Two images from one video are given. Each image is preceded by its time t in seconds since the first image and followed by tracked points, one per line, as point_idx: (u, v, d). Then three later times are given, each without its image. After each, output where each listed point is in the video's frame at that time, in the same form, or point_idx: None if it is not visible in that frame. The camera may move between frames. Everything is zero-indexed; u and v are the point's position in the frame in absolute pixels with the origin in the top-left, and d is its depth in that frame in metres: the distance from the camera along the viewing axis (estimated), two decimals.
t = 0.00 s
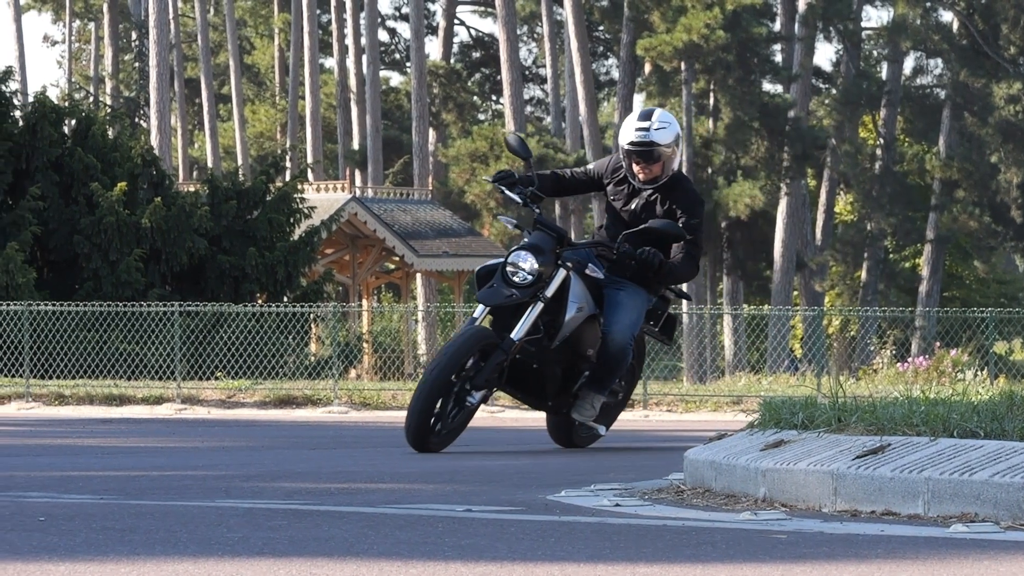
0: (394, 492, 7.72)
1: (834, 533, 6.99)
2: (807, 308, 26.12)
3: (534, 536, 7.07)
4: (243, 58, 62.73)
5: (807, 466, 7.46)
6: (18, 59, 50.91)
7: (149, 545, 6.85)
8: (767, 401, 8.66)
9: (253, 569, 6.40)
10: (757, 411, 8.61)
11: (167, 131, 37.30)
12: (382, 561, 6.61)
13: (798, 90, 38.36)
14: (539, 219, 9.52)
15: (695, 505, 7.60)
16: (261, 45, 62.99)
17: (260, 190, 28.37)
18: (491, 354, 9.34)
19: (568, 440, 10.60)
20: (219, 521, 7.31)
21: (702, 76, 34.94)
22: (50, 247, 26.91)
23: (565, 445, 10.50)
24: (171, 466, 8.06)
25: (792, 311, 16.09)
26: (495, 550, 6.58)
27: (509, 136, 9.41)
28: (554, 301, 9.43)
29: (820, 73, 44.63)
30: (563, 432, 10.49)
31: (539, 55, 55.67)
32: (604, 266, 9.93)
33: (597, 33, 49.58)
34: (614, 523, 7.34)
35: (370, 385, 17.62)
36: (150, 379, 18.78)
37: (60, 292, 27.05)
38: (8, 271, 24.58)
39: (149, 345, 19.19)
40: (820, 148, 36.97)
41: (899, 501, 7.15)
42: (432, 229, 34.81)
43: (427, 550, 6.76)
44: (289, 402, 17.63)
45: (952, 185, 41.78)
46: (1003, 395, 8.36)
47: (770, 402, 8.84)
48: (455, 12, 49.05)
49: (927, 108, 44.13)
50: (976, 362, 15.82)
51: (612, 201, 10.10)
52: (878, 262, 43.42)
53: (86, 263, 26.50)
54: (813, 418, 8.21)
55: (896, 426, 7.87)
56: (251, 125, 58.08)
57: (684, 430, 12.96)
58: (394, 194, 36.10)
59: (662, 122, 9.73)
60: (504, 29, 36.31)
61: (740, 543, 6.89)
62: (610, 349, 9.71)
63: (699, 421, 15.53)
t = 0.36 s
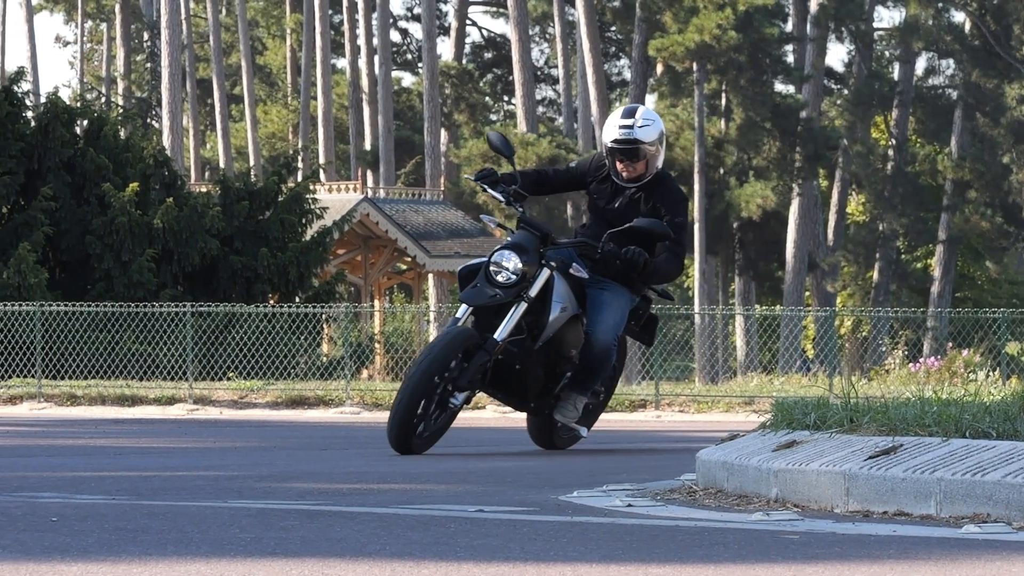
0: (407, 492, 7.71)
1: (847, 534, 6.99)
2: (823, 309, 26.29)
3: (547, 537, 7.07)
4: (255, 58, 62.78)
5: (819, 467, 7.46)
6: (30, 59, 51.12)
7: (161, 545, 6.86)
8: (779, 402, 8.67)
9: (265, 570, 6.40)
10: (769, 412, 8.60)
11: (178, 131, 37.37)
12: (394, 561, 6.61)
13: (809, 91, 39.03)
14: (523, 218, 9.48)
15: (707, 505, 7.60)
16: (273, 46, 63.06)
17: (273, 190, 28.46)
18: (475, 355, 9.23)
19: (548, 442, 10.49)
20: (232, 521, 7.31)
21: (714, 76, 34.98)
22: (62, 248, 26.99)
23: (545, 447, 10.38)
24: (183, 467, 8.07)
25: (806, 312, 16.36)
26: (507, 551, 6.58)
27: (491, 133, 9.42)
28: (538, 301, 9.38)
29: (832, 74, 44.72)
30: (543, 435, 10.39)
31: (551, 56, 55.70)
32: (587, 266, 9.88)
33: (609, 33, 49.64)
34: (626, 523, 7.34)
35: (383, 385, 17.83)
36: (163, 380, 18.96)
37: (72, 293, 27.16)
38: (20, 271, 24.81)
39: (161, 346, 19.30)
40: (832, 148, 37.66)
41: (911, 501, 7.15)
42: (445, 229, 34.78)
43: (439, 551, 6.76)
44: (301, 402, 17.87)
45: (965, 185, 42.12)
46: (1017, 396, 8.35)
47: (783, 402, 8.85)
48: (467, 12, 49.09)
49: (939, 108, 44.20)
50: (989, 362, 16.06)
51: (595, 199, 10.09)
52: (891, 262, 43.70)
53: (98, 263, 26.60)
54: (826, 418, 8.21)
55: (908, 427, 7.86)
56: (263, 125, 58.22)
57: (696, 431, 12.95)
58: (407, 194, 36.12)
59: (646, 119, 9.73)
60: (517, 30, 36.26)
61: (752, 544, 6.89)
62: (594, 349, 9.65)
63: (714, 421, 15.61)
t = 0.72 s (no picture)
0: (419, 492, 7.71)
1: (859, 534, 6.99)
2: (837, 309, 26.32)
3: (557, 537, 7.07)
4: (267, 58, 62.92)
5: (830, 467, 7.46)
6: (41, 59, 51.26)
7: (172, 546, 6.86)
8: (790, 402, 8.67)
9: (275, 570, 6.40)
10: (781, 413, 8.59)
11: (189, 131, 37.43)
12: (404, 561, 6.61)
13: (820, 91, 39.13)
14: (507, 215, 9.40)
15: (719, 505, 7.59)
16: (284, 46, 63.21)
17: (283, 190, 28.66)
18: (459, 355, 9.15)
19: (526, 443, 10.46)
20: (243, 521, 7.31)
21: (725, 76, 35.03)
22: (74, 249, 27.09)
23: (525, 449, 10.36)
24: (194, 467, 8.08)
25: (817, 312, 16.54)
26: (518, 551, 6.58)
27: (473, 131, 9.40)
28: (522, 300, 9.32)
29: (843, 74, 44.85)
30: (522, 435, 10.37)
31: (562, 56, 55.67)
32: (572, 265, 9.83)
33: (620, 33, 49.74)
34: (637, 524, 7.33)
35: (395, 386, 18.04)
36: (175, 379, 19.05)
37: (84, 293, 27.22)
38: (31, 271, 24.86)
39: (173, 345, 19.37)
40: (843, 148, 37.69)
41: (922, 501, 7.14)
42: (455, 229, 34.82)
43: (450, 551, 6.76)
44: (312, 402, 18.08)
45: (976, 185, 41.92)
46: None
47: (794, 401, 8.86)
48: (478, 12, 49.16)
49: (951, 108, 44.30)
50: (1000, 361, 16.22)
51: (578, 197, 10.09)
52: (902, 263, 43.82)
53: (110, 263, 26.66)
54: (837, 418, 8.20)
55: (920, 427, 7.86)
56: (274, 125, 58.54)
57: (707, 431, 12.94)
58: (418, 193, 36.19)
59: (630, 115, 9.74)
60: (529, 30, 36.24)
61: (764, 544, 6.89)
62: (577, 349, 9.67)
63: (726, 421, 15.66)
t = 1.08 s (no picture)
0: (432, 492, 7.71)
1: (871, 535, 6.98)
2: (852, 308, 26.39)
3: (570, 538, 7.08)
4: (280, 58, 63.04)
5: (844, 468, 7.45)
6: (54, 60, 51.43)
7: (186, 546, 6.86)
8: (803, 402, 8.68)
9: (289, 570, 6.40)
10: (794, 414, 8.60)
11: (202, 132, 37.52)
12: (417, 562, 6.60)
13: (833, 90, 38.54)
14: (493, 215, 9.41)
15: (732, 506, 7.58)
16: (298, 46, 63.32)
17: (297, 191, 28.77)
18: (445, 356, 9.11)
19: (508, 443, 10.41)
20: (256, 522, 7.31)
21: (739, 75, 35.19)
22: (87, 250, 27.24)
23: (507, 452, 10.29)
24: (207, 466, 8.09)
25: (831, 313, 16.73)
26: (531, 551, 6.58)
27: (458, 128, 9.43)
28: (508, 300, 9.30)
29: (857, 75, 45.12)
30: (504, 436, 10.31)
31: (575, 57, 55.72)
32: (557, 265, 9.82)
33: (633, 34, 49.83)
34: (650, 524, 7.33)
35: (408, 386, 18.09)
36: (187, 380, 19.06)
37: (96, 294, 27.30)
38: (44, 272, 24.95)
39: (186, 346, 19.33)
40: (855, 148, 37.79)
41: (936, 502, 7.13)
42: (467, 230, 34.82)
43: (464, 551, 6.76)
44: (326, 403, 17.95)
45: (989, 185, 41.95)
46: None
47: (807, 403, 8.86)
48: (490, 13, 49.23)
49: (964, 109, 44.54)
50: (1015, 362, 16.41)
51: (564, 196, 10.12)
52: (914, 263, 43.99)
53: (123, 264, 26.77)
54: (850, 419, 8.20)
55: (933, 427, 7.86)
56: (288, 125, 58.74)
57: (717, 431, 12.94)
58: (430, 195, 36.27)
59: (617, 112, 9.77)
60: (541, 30, 36.22)
61: (777, 544, 6.89)
62: (565, 349, 9.66)
63: (737, 421, 15.69)
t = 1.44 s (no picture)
0: (444, 492, 7.70)
1: (882, 535, 6.98)
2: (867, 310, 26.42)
3: (582, 538, 7.07)
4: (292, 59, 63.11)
5: (856, 468, 7.44)
6: (65, 60, 51.48)
7: (198, 546, 6.86)
8: (815, 403, 8.69)
9: (301, 570, 6.39)
10: (806, 414, 8.60)
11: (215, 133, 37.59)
12: (430, 562, 6.60)
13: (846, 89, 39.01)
14: (478, 213, 9.32)
15: (744, 507, 7.58)
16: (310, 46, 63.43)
17: (309, 190, 28.88)
18: (431, 356, 8.99)
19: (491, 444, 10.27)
20: (268, 522, 7.31)
21: (750, 76, 35.30)
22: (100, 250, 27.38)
23: (492, 452, 10.19)
24: (219, 466, 8.10)
25: (843, 312, 16.85)
26: (543, 552, 6.58)
27: (443, 126, 9.38)
28: (494, 299, 9.19)
29: (869, 75, 45.18)
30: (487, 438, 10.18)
31: (588, 57, 55.69)
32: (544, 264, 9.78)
33: (646, 34, 49.88)
34: (661, 525, 7.33)
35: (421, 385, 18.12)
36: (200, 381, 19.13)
37: (110, 293, 27.50)
38: (56, 271, 25.04)
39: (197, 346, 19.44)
40: (868, 150, 37.71)
41: (949, 502, 7.13)
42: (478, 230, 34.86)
43: (476, 552, 6.75)
44: (338, 403, 17.96)
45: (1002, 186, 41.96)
46: None
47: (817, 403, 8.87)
48: (503, 14, 49.25)
49: (976, 110, 44.62)
50: None
51: (549, 193, 10.06)
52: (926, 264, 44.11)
53: (135, 264, 26.93)
54: (862, 419, 8.20)
55: (946, 428, 7.86)
56: (300, 125, 58.83)
57: (729, 431, 12.94)
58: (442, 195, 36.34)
59: (604, 109, 9.67)
60: (554, 31, 36.23)
61: (789, 546, 6.88)
62: (552, 348, 9.58)
63: (751, 422, 15.72)
